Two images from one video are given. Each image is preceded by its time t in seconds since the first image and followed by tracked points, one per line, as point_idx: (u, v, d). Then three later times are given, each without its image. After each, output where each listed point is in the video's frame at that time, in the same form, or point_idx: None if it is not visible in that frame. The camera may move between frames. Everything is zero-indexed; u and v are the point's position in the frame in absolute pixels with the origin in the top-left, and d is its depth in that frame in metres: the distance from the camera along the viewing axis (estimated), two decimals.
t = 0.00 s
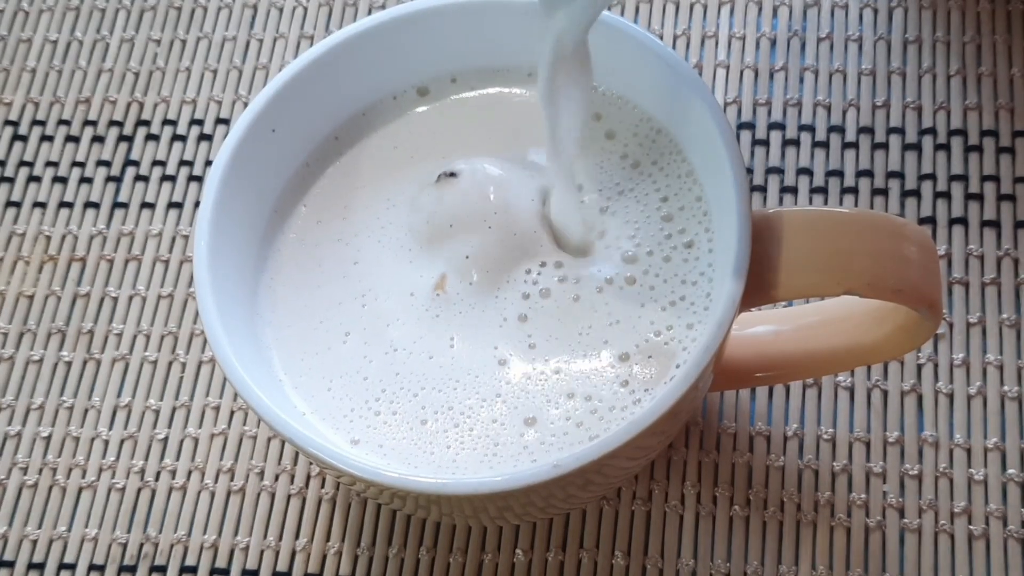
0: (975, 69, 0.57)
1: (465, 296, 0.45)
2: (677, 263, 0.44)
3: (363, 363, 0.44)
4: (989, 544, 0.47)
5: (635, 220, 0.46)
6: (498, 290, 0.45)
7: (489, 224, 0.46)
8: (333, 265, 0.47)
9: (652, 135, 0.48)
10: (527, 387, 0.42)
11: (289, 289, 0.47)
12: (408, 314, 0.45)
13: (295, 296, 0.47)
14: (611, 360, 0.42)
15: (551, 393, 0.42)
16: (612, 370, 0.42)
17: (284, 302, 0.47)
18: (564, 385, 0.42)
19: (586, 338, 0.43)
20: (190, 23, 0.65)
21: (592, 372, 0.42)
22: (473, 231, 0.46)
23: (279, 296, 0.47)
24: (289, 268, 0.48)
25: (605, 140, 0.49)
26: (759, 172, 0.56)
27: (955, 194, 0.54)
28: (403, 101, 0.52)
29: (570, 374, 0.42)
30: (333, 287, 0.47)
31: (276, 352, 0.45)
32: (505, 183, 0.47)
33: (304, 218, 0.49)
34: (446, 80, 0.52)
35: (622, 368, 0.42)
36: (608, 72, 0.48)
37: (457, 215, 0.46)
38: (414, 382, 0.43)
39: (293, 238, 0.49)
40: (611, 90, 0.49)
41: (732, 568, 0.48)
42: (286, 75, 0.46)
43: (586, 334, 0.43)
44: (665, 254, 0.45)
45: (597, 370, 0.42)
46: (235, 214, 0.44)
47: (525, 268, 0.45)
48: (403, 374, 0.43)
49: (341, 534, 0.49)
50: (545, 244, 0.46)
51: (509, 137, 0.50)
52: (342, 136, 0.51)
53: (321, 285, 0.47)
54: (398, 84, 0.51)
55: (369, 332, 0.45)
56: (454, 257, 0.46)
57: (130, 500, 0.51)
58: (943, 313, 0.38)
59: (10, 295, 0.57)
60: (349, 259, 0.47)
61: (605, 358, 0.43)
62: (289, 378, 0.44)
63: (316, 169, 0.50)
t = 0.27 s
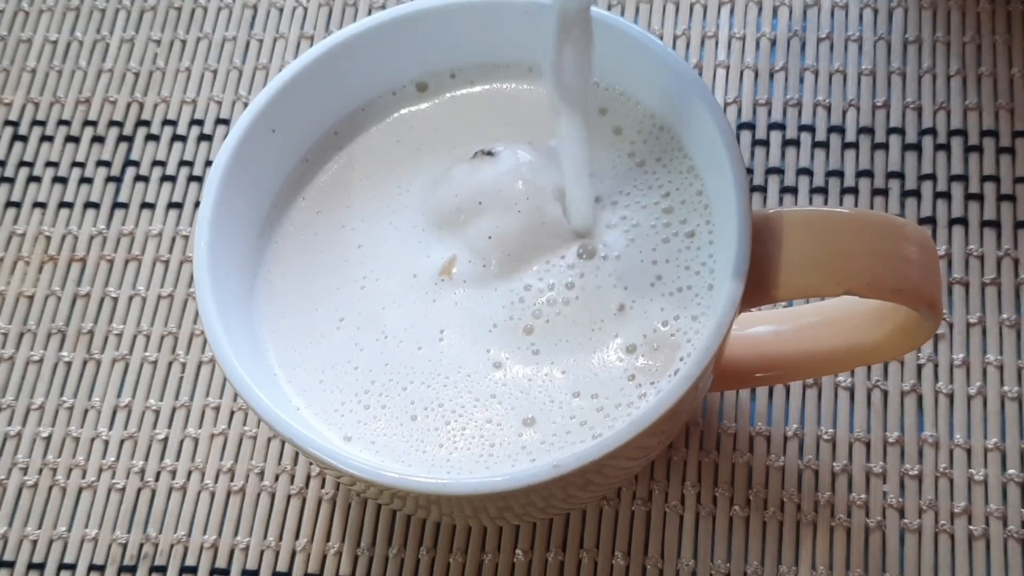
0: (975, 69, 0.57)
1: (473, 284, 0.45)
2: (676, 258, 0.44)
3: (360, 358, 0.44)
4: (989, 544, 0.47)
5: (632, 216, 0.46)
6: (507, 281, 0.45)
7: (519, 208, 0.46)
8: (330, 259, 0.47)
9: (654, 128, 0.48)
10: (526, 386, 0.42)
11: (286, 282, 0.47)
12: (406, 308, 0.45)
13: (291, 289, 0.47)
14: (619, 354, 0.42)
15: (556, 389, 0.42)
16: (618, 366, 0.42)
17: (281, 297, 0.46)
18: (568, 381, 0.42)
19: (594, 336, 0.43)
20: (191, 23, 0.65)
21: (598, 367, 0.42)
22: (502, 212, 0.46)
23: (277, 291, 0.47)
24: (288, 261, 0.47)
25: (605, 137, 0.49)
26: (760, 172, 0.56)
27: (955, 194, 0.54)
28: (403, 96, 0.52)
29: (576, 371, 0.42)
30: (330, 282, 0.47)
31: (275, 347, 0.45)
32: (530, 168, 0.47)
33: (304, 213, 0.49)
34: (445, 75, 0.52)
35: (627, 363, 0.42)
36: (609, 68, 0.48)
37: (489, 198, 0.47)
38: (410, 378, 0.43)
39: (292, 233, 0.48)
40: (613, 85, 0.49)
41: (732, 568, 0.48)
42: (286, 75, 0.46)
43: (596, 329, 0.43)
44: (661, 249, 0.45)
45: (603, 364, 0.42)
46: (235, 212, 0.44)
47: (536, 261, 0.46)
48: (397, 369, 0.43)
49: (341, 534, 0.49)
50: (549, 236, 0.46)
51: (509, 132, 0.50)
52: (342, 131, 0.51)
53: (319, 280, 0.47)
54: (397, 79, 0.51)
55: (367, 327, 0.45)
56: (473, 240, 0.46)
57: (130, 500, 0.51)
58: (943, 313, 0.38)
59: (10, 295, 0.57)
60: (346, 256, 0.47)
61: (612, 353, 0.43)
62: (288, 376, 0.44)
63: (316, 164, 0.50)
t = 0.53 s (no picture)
0: (974, 70, 0.57)
1: (464, 277, 0.45)
2: (678, 251, 0.45)
3: (363, 353, 0.45)
4: (988, 544, 0.47)
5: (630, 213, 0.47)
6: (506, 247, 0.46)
7: (528, 185, 0.47)
8: (331, 256, 0.48)
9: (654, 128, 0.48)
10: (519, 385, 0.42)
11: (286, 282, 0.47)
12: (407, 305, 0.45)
13: (293, 287, 0.47)
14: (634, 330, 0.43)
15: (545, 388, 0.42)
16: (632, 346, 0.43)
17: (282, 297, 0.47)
18: (543, 387, 0.42)
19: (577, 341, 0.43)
20: (191, 24, 0.65)
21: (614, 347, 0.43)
22: (510, 190, 0.47)
23: (279, 290, 0.47)
24: (291, 261, 0.48)
25: (610, 134, 0.49)
26: (759, 172, 0.56)
27: (954, 194, 0.54)
28: (400, 97, 0.52)
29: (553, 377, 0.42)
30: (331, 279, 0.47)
31: (277, 345, 0.46)
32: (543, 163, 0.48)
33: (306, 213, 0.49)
34: (443, 75, 0.52)
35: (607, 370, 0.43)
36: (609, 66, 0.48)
37: (498, 177, 0.48)
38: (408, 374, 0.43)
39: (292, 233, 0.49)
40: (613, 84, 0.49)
41: (731, 568, 0.48)
42: (287, 75, 0.46)
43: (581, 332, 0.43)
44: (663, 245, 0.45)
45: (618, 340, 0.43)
46: (237, 212, 0.45)
47: (535, 239, 0.47)
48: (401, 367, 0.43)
49: (341, 534, 0.50)
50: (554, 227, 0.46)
51: (509, 127, 0.50)
52: (342, 131, 0.51)
53: (319, 278, 0.47)
54: (395, 80, 0.51)
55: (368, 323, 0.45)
56: (482, 215, 0.47)
57: (131, 500, 0.51)
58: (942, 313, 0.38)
59: (11, 295, 0.57)
60: (347, 252, 0.48)
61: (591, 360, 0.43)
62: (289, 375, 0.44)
63: (316, 164, 0.51)
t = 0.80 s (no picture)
0: (976, 69, 0.57)
1: (459, 270, 0.44)
2: (682, 253, 0.44)
3: (362, 355, 0.44)
4: (990, 545, 0.47)
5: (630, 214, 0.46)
6: (480, 235, 0.46)
7: (506, 174, 0.47)
8: (328, 256, 0.47)
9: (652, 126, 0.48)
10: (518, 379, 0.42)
11: (285, 281, 0.46)
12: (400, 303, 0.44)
13: (289, 287, 0.46)
14: (637, 335, 0.43)
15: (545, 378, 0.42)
16: (635, 351, 0.43)
17: (280, 297, 0.46)
18: (524, 368, 0.42)
19: (546, 322, 0.43)
20: (189, 22, 0.64)
21: (619, 350, 0.43)
22: (492, 180, 0.47)
23: (276, 289, 0.46)
24: (288, 261, 0.47)
25: (609, 131, 0.49)
26: (760, 171, 0.56)
27: (956, 194, 0.54)
28: (397, 96, 0.51)
29: (526, 357, 0.42)
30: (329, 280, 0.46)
31: (275, 348, 0.45)
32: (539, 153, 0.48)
33: (304, 212, 0.49)
34: (440, 74, 0.51)
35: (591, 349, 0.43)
36: (607, 64, 0.48)
37: (480, 164, 0.48)
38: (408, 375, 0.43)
39: (289, 231, 0.48)
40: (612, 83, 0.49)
41: (732, 569, 0.47)
42: (287, 73, 0.46)
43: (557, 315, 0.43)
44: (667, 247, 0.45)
45: (620, 346, 0.43)
46: (234, 213, 0.44)
47: (505, 226, 0.46)
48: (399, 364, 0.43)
49: (340, 535, 0.49)
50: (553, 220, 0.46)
51: (505, 121, 0.50)
52: (339, 130, 0.51)
53: (316, 278, 0.46)
54: (391, 78, 0.51)
55: (367, 325, 0.45)
56: (461, 202, 0.47)
57: (128, 500, 0.51)
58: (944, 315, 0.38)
59: (8, 295, 0.57)
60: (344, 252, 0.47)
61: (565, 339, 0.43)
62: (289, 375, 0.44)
63: (314, 163, 0.50)
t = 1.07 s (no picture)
0: (976, 68, 0.57)
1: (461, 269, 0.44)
2: (684, 252, 0.44)
3: (363, 356, 0.44)
4: (990, 544, 0.47)
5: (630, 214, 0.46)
6: (476, 230, 0.47)
7: (505, 170, 0.47)
8: (329, 257, 0.47)
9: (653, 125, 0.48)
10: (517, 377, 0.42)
11: (285, 282, 0.46)
12: (409, 310, 0.44)
13: (291, 289, 0.46)
14: (637, 336, 0.43)
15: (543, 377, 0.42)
16: (636, 353, 0.43)
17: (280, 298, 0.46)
18: (500, 354, 0.42)
19: (522, 305, 0.43)
20: (189, 22, 0.64)
21: (619, 352, 0.43)
22: (489, 175, 0.47)
23: (277, 290, 0.46)
24: (288, 261, 0.47)
25: (608, 129, 0.49)
26: (760, 171, 0.56)
27: (956, 194, 0.54)
28: (397, 96, 0.51)
29: (501, 342, 0.42)
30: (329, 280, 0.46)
31: (275, 347, 0.45)
32: (537, 148, 0.48)
33: (305, 212, 0.49)
34: (440, 74, 0.51)
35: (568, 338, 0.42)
36: (608, 63, 0.48)
37: (479, 160, 0.48)
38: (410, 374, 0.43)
39: (289, 231, 0.48)
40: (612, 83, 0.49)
41: (732, 568, 0.47)
42: (286, 73, 0.46)
43: (535, 300, 0.43)
44: (671, 246, 0.45)
45: (621, 347, 0.43)
46: (234, 213, 0.44)
47: (502, 221, 0.47)
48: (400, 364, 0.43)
49: (341, 535, 0.49)
50: (549, 218, 0.47)
51: (505, 120, 0.50)
52: (340, 130, 0.50)
53: (317, 279, 0.46)
54: (391, 78, 0.51)
55: (369, 327, 0.45)
56: (457, 197, 0.48)
57: (128, 500, 0.51)
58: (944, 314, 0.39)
59: (8, 295, 0.57)
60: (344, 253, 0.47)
61: (538, 322, 0.42)
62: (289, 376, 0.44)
63: (314, 163, 0.50)
